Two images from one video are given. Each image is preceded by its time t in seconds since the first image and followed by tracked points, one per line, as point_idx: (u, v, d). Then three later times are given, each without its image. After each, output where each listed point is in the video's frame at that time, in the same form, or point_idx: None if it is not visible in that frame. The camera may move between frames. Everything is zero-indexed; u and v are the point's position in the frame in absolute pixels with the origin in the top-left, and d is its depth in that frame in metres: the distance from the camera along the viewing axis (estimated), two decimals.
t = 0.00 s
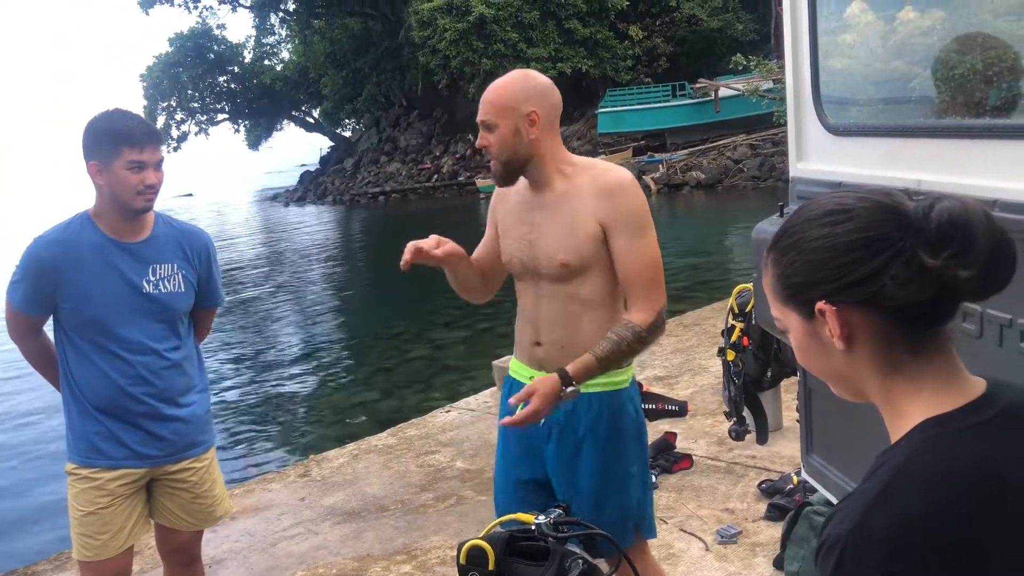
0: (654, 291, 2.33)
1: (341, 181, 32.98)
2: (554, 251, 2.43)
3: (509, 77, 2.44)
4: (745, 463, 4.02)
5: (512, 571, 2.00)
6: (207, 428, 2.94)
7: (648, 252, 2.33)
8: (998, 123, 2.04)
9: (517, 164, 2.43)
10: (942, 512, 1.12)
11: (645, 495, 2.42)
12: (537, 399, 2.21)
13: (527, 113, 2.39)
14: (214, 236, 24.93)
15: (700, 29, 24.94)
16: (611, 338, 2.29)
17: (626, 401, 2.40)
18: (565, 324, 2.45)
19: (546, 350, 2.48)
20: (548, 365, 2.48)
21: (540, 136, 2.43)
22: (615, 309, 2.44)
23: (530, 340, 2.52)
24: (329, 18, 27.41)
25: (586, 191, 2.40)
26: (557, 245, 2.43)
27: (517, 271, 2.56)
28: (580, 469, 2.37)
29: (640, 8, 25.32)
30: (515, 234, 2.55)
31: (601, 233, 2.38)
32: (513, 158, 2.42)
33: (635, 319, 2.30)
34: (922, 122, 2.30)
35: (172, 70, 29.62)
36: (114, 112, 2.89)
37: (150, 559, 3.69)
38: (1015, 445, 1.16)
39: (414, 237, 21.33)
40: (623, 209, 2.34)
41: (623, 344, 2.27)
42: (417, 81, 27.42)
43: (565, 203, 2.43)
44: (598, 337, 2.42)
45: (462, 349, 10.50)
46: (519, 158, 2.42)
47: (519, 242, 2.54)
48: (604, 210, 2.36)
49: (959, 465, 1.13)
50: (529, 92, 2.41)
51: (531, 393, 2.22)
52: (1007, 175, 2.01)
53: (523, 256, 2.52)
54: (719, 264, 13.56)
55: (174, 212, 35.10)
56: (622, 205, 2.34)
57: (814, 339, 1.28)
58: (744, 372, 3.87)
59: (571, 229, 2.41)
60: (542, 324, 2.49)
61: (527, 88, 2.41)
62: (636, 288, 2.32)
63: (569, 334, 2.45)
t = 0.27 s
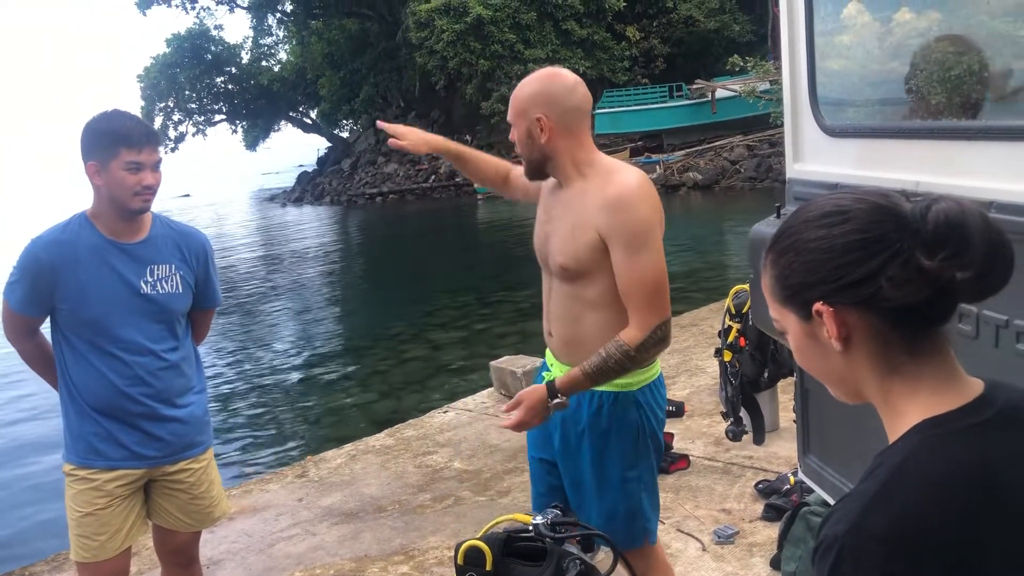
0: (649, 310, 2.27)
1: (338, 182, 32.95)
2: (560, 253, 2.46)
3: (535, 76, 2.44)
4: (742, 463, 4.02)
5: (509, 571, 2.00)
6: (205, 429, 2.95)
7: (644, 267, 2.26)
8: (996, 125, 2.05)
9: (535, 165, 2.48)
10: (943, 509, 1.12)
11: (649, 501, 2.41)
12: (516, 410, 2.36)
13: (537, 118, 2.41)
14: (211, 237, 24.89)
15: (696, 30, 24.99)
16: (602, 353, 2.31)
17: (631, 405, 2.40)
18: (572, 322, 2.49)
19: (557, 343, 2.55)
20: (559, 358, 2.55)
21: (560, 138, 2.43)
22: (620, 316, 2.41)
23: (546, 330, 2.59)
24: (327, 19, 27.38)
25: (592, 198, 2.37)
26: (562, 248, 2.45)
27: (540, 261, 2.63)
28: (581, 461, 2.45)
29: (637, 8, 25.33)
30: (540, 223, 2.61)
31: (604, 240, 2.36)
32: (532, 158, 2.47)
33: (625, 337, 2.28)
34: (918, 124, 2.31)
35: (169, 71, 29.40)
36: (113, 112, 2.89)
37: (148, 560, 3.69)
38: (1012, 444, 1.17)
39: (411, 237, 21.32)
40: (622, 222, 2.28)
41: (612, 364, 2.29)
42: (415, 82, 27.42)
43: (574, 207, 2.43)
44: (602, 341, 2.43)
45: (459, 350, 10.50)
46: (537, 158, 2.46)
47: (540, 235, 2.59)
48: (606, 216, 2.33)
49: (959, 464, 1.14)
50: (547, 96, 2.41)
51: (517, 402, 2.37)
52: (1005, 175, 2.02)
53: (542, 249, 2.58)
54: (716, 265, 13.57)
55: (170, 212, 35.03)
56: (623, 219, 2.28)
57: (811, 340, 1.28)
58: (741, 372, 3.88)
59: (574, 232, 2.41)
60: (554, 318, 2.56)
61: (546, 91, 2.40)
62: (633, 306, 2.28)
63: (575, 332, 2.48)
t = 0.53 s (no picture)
0: (654, 310, 2.27)
1: (337, 181, 32.92)
2: (561, 251, 2.45)
3: (547, 70, 2.43)
4: (741, 464, 4.01)
5: (507, 571, 1.99)
6: (202, 429, 2.93)
7: (646, 268, 2.25)
8: (996, 126, 2.04)
9: (540, 162, 2.47)
10: (943, 508, 1.11)
11: (647, 501, 2.40)
12: (527, 414, 2.33)
13: (544, 115, 2.40)
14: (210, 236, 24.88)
15: (696, 30, 25.00)
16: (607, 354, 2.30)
17: (629, 403, 2.40)
18: (571, 321, 2.48)
19: (555, 342, 2.53)
20: (556, 357, 2.54)
21: (569, 136, 2.42)
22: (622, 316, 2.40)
23: (544, 327, 2.58)
24: (326, 19, 27.38)
25: (594, 198, 2.36)
26: (563, 246, 2.44)
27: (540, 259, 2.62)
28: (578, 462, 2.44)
29: (637, 8, 25.32)
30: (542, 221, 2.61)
31: (604, 241, 2.35)
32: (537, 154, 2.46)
33: (632, 337, 2.27)
34: (918, 124, 2.30)
35: (168, 70, 29.39)
36: (111, 111, 2.88)
37: (145, 560, 3.68)
38: (1012, 446, 1.16)
39: (410, 237, 21.30)
40: (625, 224, 2.27)
41: (617, 365, 2.28)
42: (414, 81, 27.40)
43: (577, 204, 2.42)
44: (601, 340, 2.42)
45: (458, 350, 10.48)
46: (543, 154, 2.45)
47: (541, 233, 2.58)
48: (606, 218, 2.32)
49: (961, 465, 1.13)
50: (557, 93, 2.39)
51: (527, 405, 2.35)
52: (1005, 175, 2.01)
53: (543, 246, 2.57)
54: (714, 265, 13.55)
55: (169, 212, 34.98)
56: (626, 220, 2.27)
57: (810, 341, 1.27)
58: (739, 372, 3.86)
59: (574, 232, 2.40)
60: (553, 316, 2.54)
61: (556, 87, 2.39)
62: (637, 305, 2.27)
63: (574, 330, 2.47)
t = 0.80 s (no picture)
0: (654, 307, 2.29)
1: (337, 181, 32.90)
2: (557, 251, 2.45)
3: (541, 73, 2.45)
4: (741, 464, 4.02)
5: (507, 571, 1.99)
6: (202, 428, 2.93)
7: (645, 266, 2.28)
8: (996, 124, 2.04)
9: (531, 164, 2.45)
10: (943, 507, 1.11)
11: (639, 498, 2.42)
12: (534, 416, 2.31)
13: (540, 115, 2.40)
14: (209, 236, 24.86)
15: (696, 29, 24.99)
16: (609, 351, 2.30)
17: (620, 401, 2.40)
18: (566, 321, 2.47)
19: (547, 341, 2.52)
20: (548, 357, 2.52)
21: (563, 137, 2.43)
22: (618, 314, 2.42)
23: (534, 329, 2.57)
24: (326, 18, 27.35)
25: (591, 198, 2.38)
26: (558, 246, 2.44)
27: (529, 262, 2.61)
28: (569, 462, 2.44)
29: (636, 8, 25.30)
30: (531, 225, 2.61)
31: (602, 241, 2.37)
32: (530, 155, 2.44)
33: (634, 333, 2.29)
34: (917, 124, 2.31)
35: (167, 70, 29.37)
36: (104, 112, 2.89)
37: (145, 559, 3.68)
38: (1011, 445, 1.16)
39: (409, 237, 21.29)
40: (624, 223, 2.30)
41: (620, 361, 2.28)
42: (414, 81, 27.39)
43: (571, 205, 2.43)
44: (597, 339, 2.42)
45: (457, 350, 10.49)
46: (536, 156, 2.44)
47: (532, 235, 2.58)
48: (605, 218, 2.34)
49: (961, 464, 1.13)
50: (551, 94, 2.40)
51: (530, 409, 2.32)
52: (1004, 175, 2.01)
53: (534, 249, 2.56)
54: (714, 265, 13.56)
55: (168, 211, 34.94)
56: (624, 220, 2.30)
57: (809, 342, 1.28)
58: (739, 372, 3.87)
59: (572, 232, 2.41)
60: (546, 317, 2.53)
61: (549, 90, 2.40)
62: (636, 302, 2.28)
63: (569, 330, 2.46)
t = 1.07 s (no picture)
0: (652, 302, 2.33)
1: (337, 181, 32.90)
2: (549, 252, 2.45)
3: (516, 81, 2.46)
4: (741, 464, 4.01)
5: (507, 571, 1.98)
6: (202, 429, 2.93)
7: (641, 263, 2.32)
8: (995, 125, 2.04)
9: (516, 170, 2.47)
10: (942, 508, 1.11)
11: (633, 497, 2.44)
12: (544, 416, 2.28)
13: (521, 122, 2.41)
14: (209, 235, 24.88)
15: (696, 29, 25.01)
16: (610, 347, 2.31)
17: (615, 399, 2.41)
18: (559, 322, 2.46)
19: (540, 342, 2.50)
20: (539, 359, 2.50)
21: (546, 141, 2.45)
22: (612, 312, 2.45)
23: (526, 331, 2.55)
24: (326, 18, 27.35)
25: (584, 198, 2.40)
26: (550, 249, 2.45)
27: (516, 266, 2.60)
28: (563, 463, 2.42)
29: (637, 8, 25.30)
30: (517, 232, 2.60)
31: (598, 241, 2.38)
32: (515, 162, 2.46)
33: (636, 328, 2.31)
34: (918, 123, 2.30)
35: (167, 70, 29.37)
36: (102, 111, 2.88)
37: (145, 559, 3.68)
38: (1011, 446, 1.16)
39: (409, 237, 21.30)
40: (621, 220, 2.33)
41: (622, 355, 2.29)
42: (414, 81, 27.39)
43: (562, 208, 2.44)
44: (592, 339, 2.43)
45: (457, 350, 10.49)
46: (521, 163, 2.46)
47: (520, 240, 2.57)
48: (601, 219, 2.36)
49: (960, 464, 1.13)
50: (530, 101, 2.42)
51: (538, 409, 2.30)
52: (1005, 175, 2.01)
53: (524, 255, 2.55)
54: (715, 264, 13.55)
55: (168, 211, 34.96)
56: (616, 218, 2.34)
57: (808, 344, 1.27)
58: (740, 372, 3.87)
59: (567, 232, 2.42)
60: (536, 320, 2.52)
61: (527, 97, 2.42)
62: (634, 296, 2.33)
63: (564, 331, 2.46)
